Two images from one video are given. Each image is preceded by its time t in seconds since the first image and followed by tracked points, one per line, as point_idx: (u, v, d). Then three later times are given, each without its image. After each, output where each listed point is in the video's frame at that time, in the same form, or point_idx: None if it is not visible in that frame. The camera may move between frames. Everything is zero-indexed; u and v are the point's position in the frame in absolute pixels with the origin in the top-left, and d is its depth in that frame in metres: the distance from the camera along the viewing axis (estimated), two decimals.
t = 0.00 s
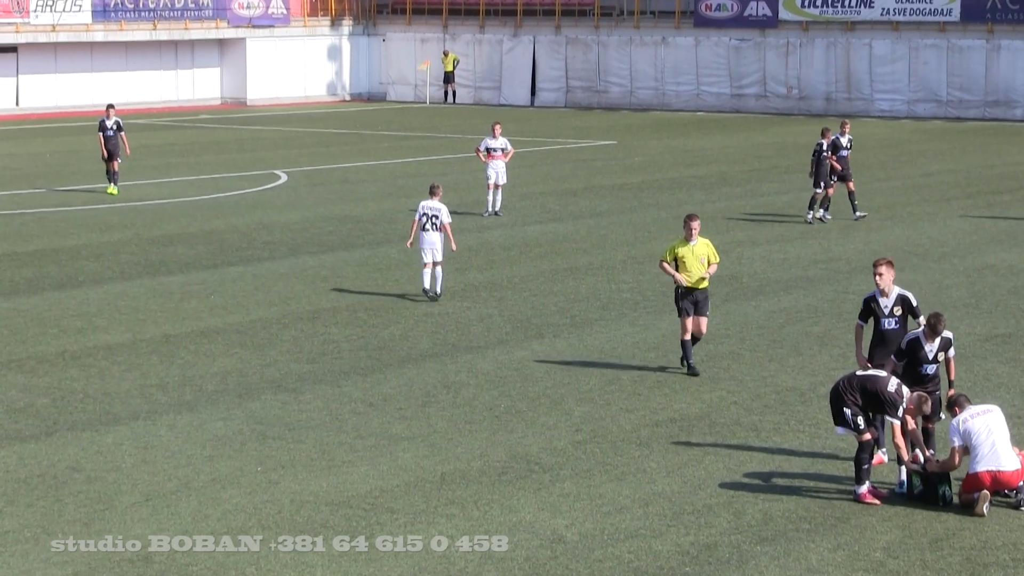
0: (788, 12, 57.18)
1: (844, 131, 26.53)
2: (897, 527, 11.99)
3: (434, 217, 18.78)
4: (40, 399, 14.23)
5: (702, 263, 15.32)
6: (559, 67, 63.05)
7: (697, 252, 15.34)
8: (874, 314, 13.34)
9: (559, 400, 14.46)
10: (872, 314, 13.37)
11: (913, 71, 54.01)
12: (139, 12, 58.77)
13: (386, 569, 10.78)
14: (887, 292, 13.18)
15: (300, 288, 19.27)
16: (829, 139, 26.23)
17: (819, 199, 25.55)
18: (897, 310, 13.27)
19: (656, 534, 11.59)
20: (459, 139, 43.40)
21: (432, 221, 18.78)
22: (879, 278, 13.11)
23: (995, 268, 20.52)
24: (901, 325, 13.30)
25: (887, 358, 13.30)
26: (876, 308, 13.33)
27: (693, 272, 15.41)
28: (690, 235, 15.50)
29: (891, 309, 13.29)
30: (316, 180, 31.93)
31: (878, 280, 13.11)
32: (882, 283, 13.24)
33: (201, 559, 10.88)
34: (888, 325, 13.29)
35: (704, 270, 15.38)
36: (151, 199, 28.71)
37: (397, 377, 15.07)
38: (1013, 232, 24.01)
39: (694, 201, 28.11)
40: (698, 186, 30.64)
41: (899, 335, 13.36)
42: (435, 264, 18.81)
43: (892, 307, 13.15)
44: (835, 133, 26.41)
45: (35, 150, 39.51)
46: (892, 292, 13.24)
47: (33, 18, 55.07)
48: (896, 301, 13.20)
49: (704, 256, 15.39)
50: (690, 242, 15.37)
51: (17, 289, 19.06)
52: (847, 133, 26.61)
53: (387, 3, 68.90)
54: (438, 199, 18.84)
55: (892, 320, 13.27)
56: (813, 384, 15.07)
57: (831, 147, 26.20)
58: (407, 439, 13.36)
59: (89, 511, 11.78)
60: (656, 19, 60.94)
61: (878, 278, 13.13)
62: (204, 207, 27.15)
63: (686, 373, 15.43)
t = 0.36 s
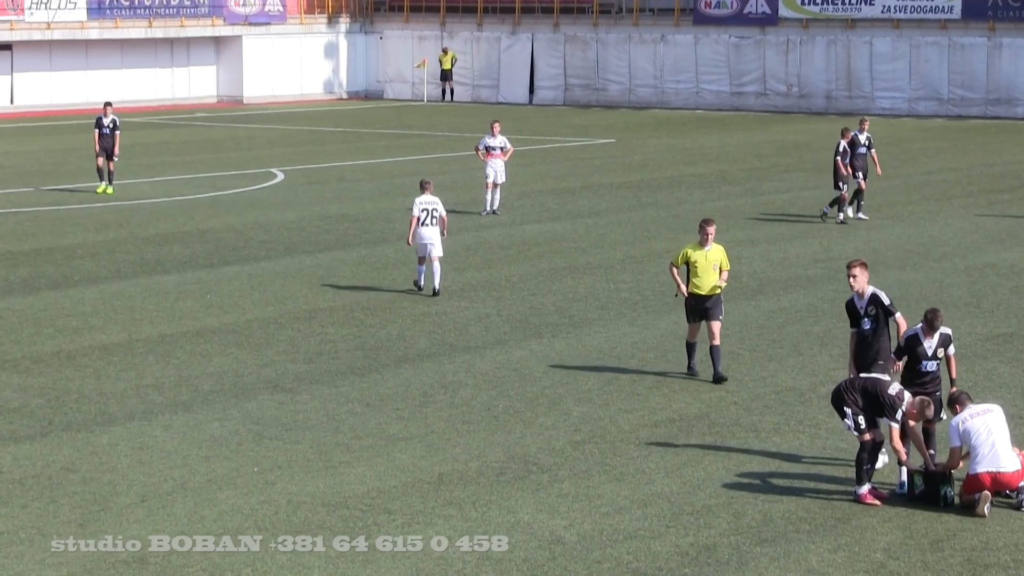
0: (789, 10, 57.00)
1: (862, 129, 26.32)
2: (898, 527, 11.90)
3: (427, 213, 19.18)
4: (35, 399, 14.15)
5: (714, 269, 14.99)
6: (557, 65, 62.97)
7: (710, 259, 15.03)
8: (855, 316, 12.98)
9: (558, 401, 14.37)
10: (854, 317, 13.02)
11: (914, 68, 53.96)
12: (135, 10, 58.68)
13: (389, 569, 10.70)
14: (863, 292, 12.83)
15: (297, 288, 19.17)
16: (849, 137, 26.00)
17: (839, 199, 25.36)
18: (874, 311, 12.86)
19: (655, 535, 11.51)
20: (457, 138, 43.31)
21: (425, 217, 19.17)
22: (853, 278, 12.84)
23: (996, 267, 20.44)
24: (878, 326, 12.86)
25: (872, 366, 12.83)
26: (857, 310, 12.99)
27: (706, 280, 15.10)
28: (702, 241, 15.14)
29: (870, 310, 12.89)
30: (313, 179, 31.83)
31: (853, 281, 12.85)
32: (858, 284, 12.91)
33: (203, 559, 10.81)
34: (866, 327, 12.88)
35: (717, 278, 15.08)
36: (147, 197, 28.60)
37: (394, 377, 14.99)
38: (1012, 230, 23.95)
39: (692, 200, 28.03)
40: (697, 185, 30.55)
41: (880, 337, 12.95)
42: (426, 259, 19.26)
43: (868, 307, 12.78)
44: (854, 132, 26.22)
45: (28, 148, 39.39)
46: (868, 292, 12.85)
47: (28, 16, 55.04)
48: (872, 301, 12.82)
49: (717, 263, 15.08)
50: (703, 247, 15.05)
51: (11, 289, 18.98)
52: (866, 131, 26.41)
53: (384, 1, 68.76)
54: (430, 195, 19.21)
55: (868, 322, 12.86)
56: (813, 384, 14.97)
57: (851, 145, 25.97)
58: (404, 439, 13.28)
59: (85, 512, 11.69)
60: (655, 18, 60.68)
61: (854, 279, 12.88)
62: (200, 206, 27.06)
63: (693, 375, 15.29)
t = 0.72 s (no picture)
0: (781, 9, 56.96)
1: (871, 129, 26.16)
2: (890, 526, 11.91)
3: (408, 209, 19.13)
4: (26, 399, 14.12)
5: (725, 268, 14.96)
6: (550, 63, 62.99)
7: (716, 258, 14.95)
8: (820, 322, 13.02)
9: (550, 400, 14.35)
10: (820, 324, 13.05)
11: (907, 67, 54.03)
12: (126, 9, 58.56)
13: (388, 570, 10.68)
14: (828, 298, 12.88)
15: (289, 287, 19.13)
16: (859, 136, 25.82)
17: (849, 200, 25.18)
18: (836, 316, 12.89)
19: (648, 534, 11.51)
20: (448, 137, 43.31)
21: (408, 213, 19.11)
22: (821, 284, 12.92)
23: (988, 266, 20.45)
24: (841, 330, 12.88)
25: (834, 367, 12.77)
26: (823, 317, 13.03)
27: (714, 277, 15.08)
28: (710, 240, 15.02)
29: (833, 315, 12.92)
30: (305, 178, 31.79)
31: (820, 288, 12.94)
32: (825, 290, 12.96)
33: (201, 559, 10.79)
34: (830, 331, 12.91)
35: (723, 275, 15.02)
36: (138, 196, 28.55)
37: (387, 376, 14.97)
38: (1003, 229, 24.01)
39: (684, 199, 28.01)
40: (690, 183, 30.55)
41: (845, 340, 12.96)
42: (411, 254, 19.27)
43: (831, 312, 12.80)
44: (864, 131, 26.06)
45: (17, 147, 39.30)
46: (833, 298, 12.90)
47: (19, 14, 54.96)
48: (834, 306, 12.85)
49: (726, 260, 15.02)
50: (712, 245, 14.97)
51: (2, 288, 18.93)
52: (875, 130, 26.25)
53: None
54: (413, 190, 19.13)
55: (829, 326, 12.90)
56: (805, 383, 14.95)
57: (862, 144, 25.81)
58: (397, 438, 13.26)
59: (77, 511, 11.67)
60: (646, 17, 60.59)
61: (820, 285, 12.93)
62: (192, 205, 27.01)
63: (688, 376, 15.24)
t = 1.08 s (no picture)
0: (774, 7, 56.93)
1: (878, 129, 26.02)
2: (882, 525, 11.92)
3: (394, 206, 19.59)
4: (18, 398, 14.12)
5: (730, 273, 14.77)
6: (543, 62, 63.02)
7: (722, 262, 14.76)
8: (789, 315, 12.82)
9: (542, 399, 14.36)
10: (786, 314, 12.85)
11: (899, 66, 54.02)
12: (118, 8, 58.52)
13: (386, 570, 10.66)
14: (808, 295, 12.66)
15: (280, 286, 19.11)
16: (868, 136, 25.66)
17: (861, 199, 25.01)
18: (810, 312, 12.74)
19: (640, 532, 11.51)
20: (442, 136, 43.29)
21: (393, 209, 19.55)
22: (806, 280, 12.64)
23: (979, 265, 20.46)
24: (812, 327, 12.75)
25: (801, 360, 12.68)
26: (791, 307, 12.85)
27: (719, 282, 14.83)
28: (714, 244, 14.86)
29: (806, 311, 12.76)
30: (298, 177, 31.79)
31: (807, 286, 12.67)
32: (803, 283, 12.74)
33: (201, 560, 10.76)
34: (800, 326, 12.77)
35: (730, 281, 14.80)
36: (131, 195, 28.54)
37: (379, 375, 14.97)
38: (995, 227, 24.02)
39: (677, 197, 28.00)
40: (682, 182, 30.57)
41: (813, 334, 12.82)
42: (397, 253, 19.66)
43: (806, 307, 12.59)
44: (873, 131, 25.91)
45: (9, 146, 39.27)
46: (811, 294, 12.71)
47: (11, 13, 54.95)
48: (811, 303, 12.66)
49: (731, 265, 14.84)
50: (716, 250, 14.80)
51: None
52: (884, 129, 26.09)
53: None
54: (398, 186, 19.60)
55: (803, 323, 12.74)
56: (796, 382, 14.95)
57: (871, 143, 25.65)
58: (388, 437, 13.26)
59: (68, 510, 11.67)
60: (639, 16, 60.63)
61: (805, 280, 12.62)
62: (184, 204, 27.00)
63: (681, 374, 15.25)
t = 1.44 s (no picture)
0: (759, 7, 57.01)
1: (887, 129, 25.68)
2: (869, 521, 12.00)
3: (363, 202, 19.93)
4: (8, 396, 14.15)
5: (735, 281, 14.82)
6: (531, 62, 63.10)
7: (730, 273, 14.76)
8: (755, 317, 12.69)
9: (530, 397, 14.41)
10: (748, 314, 12.76)
11: (884, 66, 54.17)
12: (107, 8, 58.43)
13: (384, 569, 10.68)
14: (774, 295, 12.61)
15: (269, 284, 19.13)
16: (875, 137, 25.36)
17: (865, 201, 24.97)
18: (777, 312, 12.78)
19: (629, 530, 11.58)
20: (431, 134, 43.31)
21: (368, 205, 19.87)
22: (771, 282, 12.49)
23: (965, 264, 20.54)
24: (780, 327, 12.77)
25: (770, 361, 12.80)
26: (753, 306, 12.77)
27: (723, 288, 14.92)
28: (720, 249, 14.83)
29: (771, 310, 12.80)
30: (287, 176, 31.82)
31: (772, 286, 12.43)
32: (766, 283, 12.75)
33: (202, 560, 10.78)
34: (765, 326, 12.78)
35: (736, 286, 14.90)
36: (119, 195, 28.53)
37: (368, 374, 15.02)
38: (980, 227, 24.15)
39: (663, 196, 28.07)
40: (669, 180, 30.64)
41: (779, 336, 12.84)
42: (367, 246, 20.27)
43: (774, 310, 12.59)
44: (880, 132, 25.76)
45: None
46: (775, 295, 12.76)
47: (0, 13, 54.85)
48: (778, 304, 12.67)
49: (736, 271, 14.88)
50: (723, 257, 14.82)
51: None
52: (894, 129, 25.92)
53: None
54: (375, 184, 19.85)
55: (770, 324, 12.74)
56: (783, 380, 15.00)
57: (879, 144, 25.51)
58: (378, 435, 13.31)
59: (59, 508, 11.71)
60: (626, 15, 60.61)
61: (770, 280, 12.49)
62: (173, 203, 27.01)
63: (667, 372, 15.30)
